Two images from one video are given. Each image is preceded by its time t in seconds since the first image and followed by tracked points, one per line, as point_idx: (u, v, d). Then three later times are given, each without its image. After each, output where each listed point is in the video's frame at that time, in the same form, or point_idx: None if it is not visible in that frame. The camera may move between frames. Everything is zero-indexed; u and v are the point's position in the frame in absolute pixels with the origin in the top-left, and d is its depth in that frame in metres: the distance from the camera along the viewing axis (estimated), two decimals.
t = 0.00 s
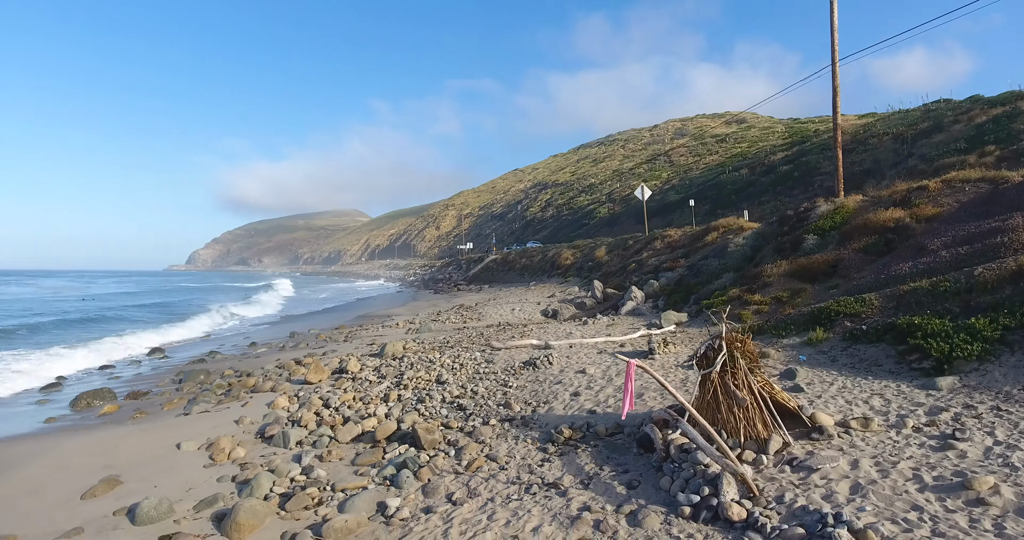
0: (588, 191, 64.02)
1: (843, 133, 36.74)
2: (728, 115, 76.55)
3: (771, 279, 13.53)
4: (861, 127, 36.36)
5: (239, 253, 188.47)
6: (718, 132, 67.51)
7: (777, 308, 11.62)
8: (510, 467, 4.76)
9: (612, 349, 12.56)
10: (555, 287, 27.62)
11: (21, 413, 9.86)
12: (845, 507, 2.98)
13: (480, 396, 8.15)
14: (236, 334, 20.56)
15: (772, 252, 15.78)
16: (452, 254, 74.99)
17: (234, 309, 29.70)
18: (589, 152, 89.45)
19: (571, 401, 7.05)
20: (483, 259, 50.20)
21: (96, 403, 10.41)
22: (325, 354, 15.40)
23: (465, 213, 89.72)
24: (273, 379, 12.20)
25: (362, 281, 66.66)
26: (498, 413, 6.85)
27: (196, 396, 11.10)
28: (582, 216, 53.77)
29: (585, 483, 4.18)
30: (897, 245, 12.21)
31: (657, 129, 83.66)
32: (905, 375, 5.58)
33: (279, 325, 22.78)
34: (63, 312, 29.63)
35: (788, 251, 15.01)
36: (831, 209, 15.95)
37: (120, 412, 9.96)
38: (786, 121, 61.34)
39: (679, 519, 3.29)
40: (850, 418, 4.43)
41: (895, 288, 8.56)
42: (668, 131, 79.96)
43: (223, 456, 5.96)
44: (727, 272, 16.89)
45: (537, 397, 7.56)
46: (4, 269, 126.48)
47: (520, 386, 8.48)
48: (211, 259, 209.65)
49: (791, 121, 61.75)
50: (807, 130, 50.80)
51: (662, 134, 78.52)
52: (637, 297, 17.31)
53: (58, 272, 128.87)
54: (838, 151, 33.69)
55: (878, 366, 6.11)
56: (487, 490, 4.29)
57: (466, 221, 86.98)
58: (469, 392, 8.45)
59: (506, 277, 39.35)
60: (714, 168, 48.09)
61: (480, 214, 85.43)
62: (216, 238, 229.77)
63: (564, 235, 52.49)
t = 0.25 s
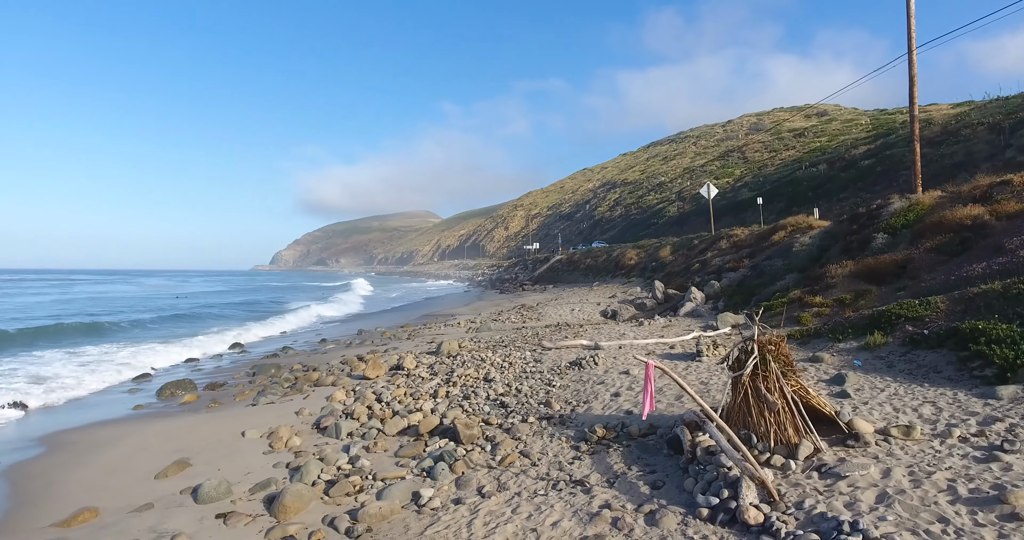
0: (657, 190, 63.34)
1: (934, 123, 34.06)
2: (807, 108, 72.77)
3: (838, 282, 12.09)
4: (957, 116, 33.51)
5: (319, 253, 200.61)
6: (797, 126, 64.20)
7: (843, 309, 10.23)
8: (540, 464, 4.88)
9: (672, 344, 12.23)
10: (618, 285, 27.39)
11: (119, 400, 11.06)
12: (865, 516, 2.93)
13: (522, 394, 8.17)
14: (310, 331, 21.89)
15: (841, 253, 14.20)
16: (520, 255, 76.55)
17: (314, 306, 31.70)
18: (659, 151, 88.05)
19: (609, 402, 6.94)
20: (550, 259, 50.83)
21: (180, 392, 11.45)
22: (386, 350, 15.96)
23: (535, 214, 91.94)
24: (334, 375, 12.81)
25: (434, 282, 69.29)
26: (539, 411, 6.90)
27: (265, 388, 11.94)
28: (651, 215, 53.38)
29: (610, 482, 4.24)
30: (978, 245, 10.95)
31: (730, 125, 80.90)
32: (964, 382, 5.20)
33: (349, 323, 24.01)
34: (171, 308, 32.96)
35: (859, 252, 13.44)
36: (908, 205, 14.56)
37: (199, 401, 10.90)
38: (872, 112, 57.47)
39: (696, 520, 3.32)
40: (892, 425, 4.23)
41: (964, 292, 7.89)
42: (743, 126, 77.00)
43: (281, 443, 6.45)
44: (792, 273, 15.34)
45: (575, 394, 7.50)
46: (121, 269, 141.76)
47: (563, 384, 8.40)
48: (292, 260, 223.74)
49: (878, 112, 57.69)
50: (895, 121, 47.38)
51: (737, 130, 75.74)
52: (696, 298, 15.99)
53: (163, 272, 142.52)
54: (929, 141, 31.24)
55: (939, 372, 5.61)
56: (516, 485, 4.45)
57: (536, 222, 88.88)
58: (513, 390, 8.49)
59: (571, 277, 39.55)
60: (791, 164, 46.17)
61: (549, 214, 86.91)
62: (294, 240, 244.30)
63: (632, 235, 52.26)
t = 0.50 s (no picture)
0: (726, 187, 62.15)
1: None
2: (889, 98, 68.40)
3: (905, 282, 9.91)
4: None
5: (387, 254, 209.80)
6: (879, 117, 60.27)
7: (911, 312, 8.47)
8: (575, 462, 4.90)
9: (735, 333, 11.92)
10: (679, 284, 26.80)
11: (198, 391, 12.02)
12: (891, 523, 2.89)
13: (567, 392, 7.53)
14: (375, 329, 22.88)
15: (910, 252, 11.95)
16: (585, 256, 77.28)
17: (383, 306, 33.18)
18: (729, 147, 85.76)
19: (652, 402, 6.29)
20: (615, 260, 50.87)
21: (250, 385, 12.22)
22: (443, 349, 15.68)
23: (602, 213, 93.63)
24: (391, 370, 12.50)
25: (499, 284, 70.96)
26: (580, 408, 6.51)
27: (327, 382, 12.10)
28: (720, 212, 52.87)
29: (640, 480, 4.26)
30: None
31: (805, 118, 77.32)
32: None
33: (411, 322, 24.89)
34: (259, 307, 35.72)
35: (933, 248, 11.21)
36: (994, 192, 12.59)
37: (268, 394, 11.39)
38: (965, 99, 53.07)
39: (719, 521, 3.35)
40: (940, 432, 4.04)
41: None
42: (818, 119, 73.26)
43: (335, 435, 6.67)
44: (857, 274, 13.10)
45: (616, 393, 6.93)
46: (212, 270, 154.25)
47: (609, 382, 7.68)
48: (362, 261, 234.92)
49: (972, 100, 53.15)
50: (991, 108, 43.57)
51: (811, 123, 72.19)
52: (756, 300, 14.51)
53: (260, 271, 155.74)
54: None
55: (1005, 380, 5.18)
56: (549, 480, 4.54)
57: (601, 222, 89.92)
58: (558, 388, 7.81)
59: (635, 278, 39.34)
60: (869, 157, 44.04)
61: (615, 214, 87.64)
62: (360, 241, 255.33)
63: (699, 233, 52.00)
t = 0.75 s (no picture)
0: (775, 184, 60.83)
1: None
2: (953, 90, 64.98)
3: (949, 284, 8.98)
4: None
5: (430, 254, 214.04)
6: (940, 110, 57.26)
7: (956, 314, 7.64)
8: (588, 459, 4.87)
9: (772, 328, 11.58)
10: (720, 283, 26.26)
11: (242, 387, 12.31)
12: (888, 524, 2.90)
13: (589, 390, 7.11)
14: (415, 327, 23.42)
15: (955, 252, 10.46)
16: (628, 255, 77.01)
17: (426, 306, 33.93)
18: (778, 143, 83.58)
19: (672, 402, 6.06)
20: (658, 259, 50.55)
21: (291, 381, 12.28)
22: (478, 347, 14.61)
23: (647, 212, 93.73)
24: (423, 368, 11.54)
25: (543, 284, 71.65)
26: (599, 406, 6.31)
27: (361, 379, 11.24)
28: (769, 210, 52.24)
29: (647, 477, 4.28)
30: None
31: (860, 113, 74.39)
32: None
33: (450, 321, 25.31)
34: (311, 305, 37.25)
35: (982, 247, 9.82)
36: None
37: (306, 387, 11.15)
38: None
39: (719, 517, 3.39)
40: (956, 434, 3.95)
41: None
42: (874, 113, 70.27)
43: (363, 428, 6.74)
44: (900, 274, 11.45)
45: (636, 393, 6.62)
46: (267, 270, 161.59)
47: (633, 380, 7.29)
48: (406, 262, 240.38)
49: None
50: None
51: (867, 118, 69.31)
52: (795, 300, 13.44)
53: (309, 270, 161.52)
54: None
55: None
56: (560, 475, 4.58)
57: (646, 222, 89.56)
58: (581, 386, 7.34)
59: (678, 278, 38.89)
60: (928, 152, 42.34)
61: (661, 213, 87.30)
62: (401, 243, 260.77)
63: (746, 232, 51.87)
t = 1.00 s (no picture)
0: (797, 182, 59.96)
1: None
2: (983, 85, 63.28)
3: (959, 284, 8.91)
4: None
5: (449, 254, 215.41)
6: (970, 106, 55.76)
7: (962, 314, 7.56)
8: (578, 454, 4.94)
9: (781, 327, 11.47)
10: (737, 283, 26.03)
11: (256, 383, 12.58)
12: (855, 518, 2.96)
13: (588, 388, 7.15)
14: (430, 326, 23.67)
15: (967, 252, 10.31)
16: (647, 255, 76.64)
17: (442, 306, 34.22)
18: (801, 142, 82.27)
19: (667, 399, 6.08)
20: (676, 259, 50.25)
21: (303, 378, 12.46)
22: (488, 345, 14.63)
23: (667, 211, 93.34)
24: (432, 366, 11.57)
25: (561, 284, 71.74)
26: (595, 403, 6.36)
27: (371, 375, 11.32)
28: (790, 209, 51.61)
29: (634, 473, 4.35)
30: None
31: (887, 109, 72.79)
32: None
33: (464, 320, 25.51)
34: (330, 305, 37.88)
35: (995, 246, 9.68)
36: None
37: (317, 385, 11.34)
38: None
39: (695, 512, 3.46)
40: (940, 434, 3.96)
41: None
42: (900, 110, 68.71)
43: (366, 423, 6.87)
44: (912, 274, 11.27)
45: (632, 391, 6.65)
46: (290, 270, 164.54)
47: (632, 378, 7.31)
48: (425, 262, 242.37)
49: None
50: None
51: (893, 115, 67.80)
52: (807, 299, 13.25)
53: (331, 270, 163.95)
54: None
55: None
56: (549, 470, 4.66)
57: (665, 221, 88.95)
58: (582, 384, 7.38)
59: (696, 277, 38.59)
60: (955, 150, 41.30)
61: (681, 212, 86.72)
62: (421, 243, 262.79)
63: (766, 231, 51.32)
